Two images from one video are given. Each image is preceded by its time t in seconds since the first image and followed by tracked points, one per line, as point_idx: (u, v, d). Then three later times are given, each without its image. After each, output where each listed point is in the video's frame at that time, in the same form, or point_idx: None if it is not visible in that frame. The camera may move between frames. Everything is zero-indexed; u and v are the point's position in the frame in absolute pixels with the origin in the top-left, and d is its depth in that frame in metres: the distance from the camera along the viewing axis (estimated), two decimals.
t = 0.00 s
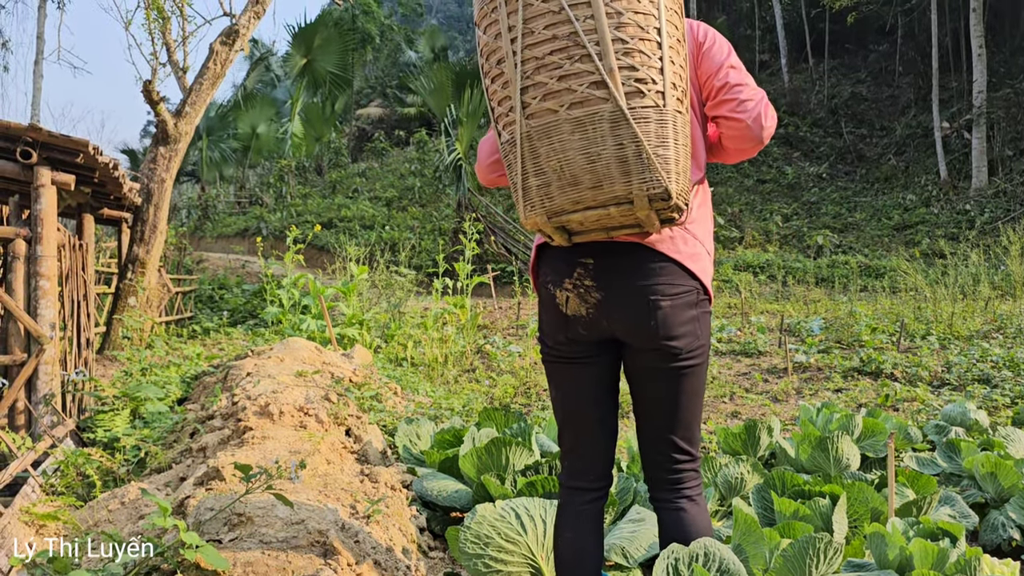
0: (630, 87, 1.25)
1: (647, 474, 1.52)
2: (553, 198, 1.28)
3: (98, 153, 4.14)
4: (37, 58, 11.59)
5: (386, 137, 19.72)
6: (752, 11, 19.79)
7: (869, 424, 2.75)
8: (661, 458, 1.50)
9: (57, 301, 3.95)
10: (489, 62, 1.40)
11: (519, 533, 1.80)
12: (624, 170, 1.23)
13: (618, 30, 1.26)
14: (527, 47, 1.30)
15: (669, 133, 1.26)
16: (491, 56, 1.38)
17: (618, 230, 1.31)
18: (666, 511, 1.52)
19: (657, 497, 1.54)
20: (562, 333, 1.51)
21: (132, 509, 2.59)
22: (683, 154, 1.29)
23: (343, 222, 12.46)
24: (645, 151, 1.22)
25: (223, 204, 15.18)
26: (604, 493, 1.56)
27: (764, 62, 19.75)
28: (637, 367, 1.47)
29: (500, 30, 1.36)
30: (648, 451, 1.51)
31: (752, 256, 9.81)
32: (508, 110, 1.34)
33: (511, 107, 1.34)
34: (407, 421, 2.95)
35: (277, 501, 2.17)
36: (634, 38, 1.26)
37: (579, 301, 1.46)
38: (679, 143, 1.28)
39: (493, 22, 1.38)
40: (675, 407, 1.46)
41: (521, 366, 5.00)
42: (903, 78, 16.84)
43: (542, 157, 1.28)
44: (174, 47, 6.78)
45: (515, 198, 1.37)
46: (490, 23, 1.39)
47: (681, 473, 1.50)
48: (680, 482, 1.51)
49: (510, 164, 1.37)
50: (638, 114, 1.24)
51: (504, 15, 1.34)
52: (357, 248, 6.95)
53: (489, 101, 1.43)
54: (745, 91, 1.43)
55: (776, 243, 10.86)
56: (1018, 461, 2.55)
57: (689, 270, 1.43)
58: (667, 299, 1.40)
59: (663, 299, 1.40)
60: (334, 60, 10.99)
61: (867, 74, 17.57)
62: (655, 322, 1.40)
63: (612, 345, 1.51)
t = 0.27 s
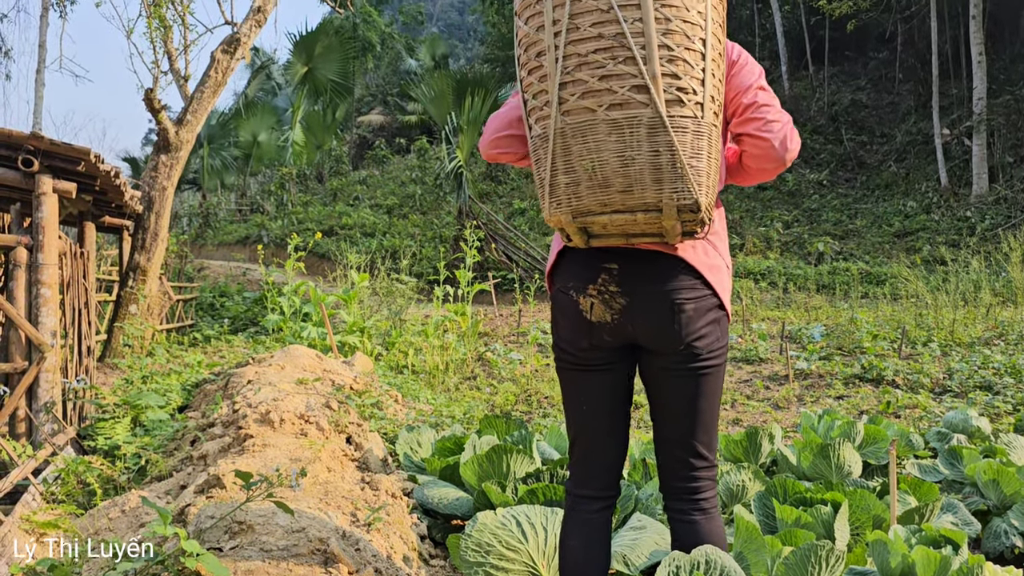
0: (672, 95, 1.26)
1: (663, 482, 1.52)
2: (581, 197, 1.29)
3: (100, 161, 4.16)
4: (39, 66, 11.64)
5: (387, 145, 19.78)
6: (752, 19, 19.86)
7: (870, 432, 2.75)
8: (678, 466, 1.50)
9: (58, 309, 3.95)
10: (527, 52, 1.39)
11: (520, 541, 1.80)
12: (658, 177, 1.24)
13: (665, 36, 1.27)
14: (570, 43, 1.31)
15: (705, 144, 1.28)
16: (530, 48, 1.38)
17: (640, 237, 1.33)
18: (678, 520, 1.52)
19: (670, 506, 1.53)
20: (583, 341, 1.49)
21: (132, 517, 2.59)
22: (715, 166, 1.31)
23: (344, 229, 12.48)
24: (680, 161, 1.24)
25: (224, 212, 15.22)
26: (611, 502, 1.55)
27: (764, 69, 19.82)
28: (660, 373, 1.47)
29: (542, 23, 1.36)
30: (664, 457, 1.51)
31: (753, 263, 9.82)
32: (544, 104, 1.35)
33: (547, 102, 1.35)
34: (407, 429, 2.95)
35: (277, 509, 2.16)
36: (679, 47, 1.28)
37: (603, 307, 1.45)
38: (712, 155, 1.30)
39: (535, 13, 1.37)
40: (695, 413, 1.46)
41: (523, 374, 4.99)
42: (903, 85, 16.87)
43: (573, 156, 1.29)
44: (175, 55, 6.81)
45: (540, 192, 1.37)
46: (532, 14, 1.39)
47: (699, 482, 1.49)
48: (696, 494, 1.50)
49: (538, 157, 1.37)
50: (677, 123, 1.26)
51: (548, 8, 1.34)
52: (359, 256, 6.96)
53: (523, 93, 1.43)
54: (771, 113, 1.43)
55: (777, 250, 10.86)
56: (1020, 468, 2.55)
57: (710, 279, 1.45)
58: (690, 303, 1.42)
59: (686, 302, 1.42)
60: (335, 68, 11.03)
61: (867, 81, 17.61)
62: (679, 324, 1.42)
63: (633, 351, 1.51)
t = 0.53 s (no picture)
0: (712, 114, 1.27)
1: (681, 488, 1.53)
2: (615, 212, 1.30)
3: (101, 169, 4.17)
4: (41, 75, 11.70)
5: (388, 152, 19.84)
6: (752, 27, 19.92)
7: (872, 439, 2.74)
8: (697, 472, 1.51)
9: (59, 317, 3.96)
10: (565, 59, 1.39)
11: (521, 548, 1.79)
12: (695, 194, 1.25)
13: (709, 54, 1.27)
14: (612, 55, 1.30)
15: (741, 165, 1.29)
16: (569, 55, 1.38)
17: (667, 251, 1.34)
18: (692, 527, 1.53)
19: (686, 513, 1.54)
20: (608, 346, 1.49)
21: (132, 525, 2.59)
22: (748, 186, 1.33)
23: (345, 237, 12.50)
24: (716, 182, 1.25)
25: (225, 219, 15.26)
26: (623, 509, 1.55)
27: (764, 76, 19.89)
28: (683, 380, 1.48)
29: (582, 30, 1.35)
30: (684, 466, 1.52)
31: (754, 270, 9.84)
32: (580, 115, 1.34)
33: (584, 112, 1.34)
34: (408, 436, 2.95)
35: (277, 516, 2.16)
36: (722, 65, 1.28)
37: (630, 315, 1.45)
38: (747, 175, 1.31)
39: (575, 19, 1.37)
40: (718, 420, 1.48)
41: (524, 381, 4.99)
42: (903, 92, 16.90)
43: (609, 166, 1.30)
44: (176, 64, 6.84)
45: (572, 202, 1.38)
46: (571, 20, 1.38)
47: (717, 490, 1.50)
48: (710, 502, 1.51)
49: (571, 167, 1.37)
50: (715, 143, 1.26)
51: (590, 15, 1.34)
52: (359, 263, 6.96)
53: (558, 100, 1.42)
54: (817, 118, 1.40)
55: (777, 257, 10.88)
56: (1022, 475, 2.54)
57: (736, 291, 1.46)
58: (716, 312, 1.44)
59: (712, 311, 1.44)
60: (336, 76, 11.05)
61: (868, 88, 17.65)
62: (705, 332, 1.44)
63: (657, 358, 1.52)
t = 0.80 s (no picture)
0: (752, 138, 1.29)
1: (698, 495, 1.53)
2: (656, 237, 1.31)
3: (102, 176, 4.17)
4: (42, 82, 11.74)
5: (389, 159, 19.89)
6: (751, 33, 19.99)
7: (873, 445, 2.73)
8: (716, 478, 1.51)
9: (59, 324, 3.96)
10: (599, 83, 1.39)
11: (522, 556, 1.78)
12: (736, 217, 1.27)
13: (748, 79, 1.29)
14: (651, 80, 1.31)
15: (779, 188, 1.32)
16: (603, 80, 1.38)
17: (701, 270, 1.36)
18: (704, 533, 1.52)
19: (697, 517, 1.54)
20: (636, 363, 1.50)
21: (133, 532, 2.58)
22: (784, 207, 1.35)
23: (345, 243, 12.51)
24: (759, 206, 1.27)
25: (225, 227, 15.30)
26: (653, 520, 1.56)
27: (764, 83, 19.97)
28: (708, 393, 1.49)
29: (617, 53, 1.36)
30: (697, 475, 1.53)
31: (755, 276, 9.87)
32: (618, 140, 1.35)
33: (622, 137, 1.35)
34: (409, 443, 2.95)
35: (278, 523, 2.15)
36: (760, 89, 1.30)
37: (658, 331, 1.46)
38: (783, 196, 1.34)
39: (609, 43, 1.37)
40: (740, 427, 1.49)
41: (524, 388, 4.98)
42: (903, 98, 16.93)
43: (646, 190, 1.31)
44: (178, 71, 6.86)
45: (609, 226, 1.38)
46: (604, 44, 1.39)
47: (731, 496, 1.51)
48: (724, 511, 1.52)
49: (607, 192, 1.38)
50: (756, 167, 1.28)
51: (626, 39, 1.34)
52: (360, 270, 6.97)
53: (591, 123, 1.42)
54: (845, 130, 1.40)
55: (778, 263, 10.88)
56: None
57: (763, 299, 1.48)
58: (742, 324, 1.45)
59: (738, 322, 1.44)
60: (337, 84, 11.07)
61: (867, 95, 17.69)
62: (731, 343, 1.44)
63: (682, 373, 1.53)
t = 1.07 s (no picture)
0: (758, 163, 1.32)
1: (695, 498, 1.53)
2: (665, 259, 1.33)
3: (102, 182, 4.18)
4: (43, 89, 11.78)
5: (389, 166, 19.94)
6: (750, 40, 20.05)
7: (874, 451, 2.73)
8: (710, 483, 1.51)
9: (60, 331, 3.96)
10: (607, 105, 1.40)
11: (522, 562, 1.79)
12: (743, 236, 1.30)
13: (754, 105, 1.33)
14: (660, 105, 1.34)
15: (781, 209, 1.36)
16: (611, 103, 1.40)
17: (703, 288, 1.39)
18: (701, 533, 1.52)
19: (692, 522, 1.55)
20: (637, 373, 1.50)
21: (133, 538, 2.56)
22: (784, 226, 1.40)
23: (345, 250, 12.51)
24: (765, 228, 1.31)
25: (226, 233, 15.33)
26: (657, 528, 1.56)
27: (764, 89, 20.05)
28: (707, 400, 1.50)
29: (624, 77, 1.37)
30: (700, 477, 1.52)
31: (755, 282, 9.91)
32: (628, 164, 1.37)
33: (631, 161, 1.36)
34: (409, 449, 2.95)
35: (278, 530, 2.15)
36: (764, 115, 1.34)
37: (660, 341, 1.47)
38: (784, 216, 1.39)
39: (616, 65, 1.38)
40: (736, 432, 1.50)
41: (524, 394, 4.98)
42: (902, 105, 16.97)
43: (652, 208, 1.33)
44: (178, 78, 6.89)
45: (617, 247, 1.40)
46: (612, 67, 1.40)
47: (726, 501, 1.51)
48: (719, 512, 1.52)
49: (616, 214, 1.39)
50: (762, 191, 1.32)
51: (634, 62, 1.36)
52: (360, 276, 6.97)
53: (596, 143, 1.43)
54: (843, 149, 1.43)
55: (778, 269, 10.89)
56: None
57: (759, 308, 1.51)
58: (742, 333, 1.47)
59: (738, 331, 1.46)
60: (337, 90, 11.10)
61: (866, 101, 17.74)
62: (730, 352, 1.46)
63: (682, 382, 1.54)
